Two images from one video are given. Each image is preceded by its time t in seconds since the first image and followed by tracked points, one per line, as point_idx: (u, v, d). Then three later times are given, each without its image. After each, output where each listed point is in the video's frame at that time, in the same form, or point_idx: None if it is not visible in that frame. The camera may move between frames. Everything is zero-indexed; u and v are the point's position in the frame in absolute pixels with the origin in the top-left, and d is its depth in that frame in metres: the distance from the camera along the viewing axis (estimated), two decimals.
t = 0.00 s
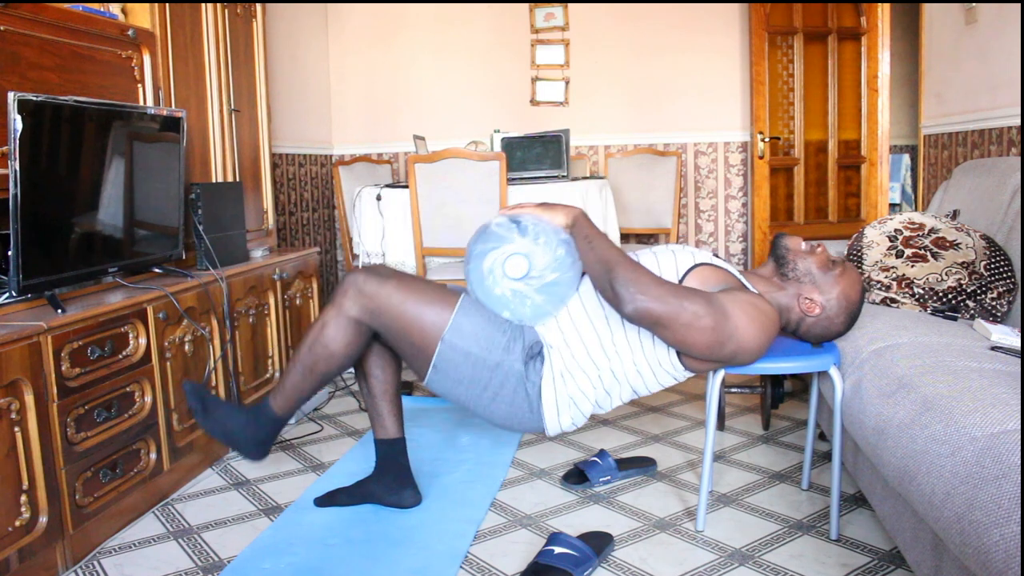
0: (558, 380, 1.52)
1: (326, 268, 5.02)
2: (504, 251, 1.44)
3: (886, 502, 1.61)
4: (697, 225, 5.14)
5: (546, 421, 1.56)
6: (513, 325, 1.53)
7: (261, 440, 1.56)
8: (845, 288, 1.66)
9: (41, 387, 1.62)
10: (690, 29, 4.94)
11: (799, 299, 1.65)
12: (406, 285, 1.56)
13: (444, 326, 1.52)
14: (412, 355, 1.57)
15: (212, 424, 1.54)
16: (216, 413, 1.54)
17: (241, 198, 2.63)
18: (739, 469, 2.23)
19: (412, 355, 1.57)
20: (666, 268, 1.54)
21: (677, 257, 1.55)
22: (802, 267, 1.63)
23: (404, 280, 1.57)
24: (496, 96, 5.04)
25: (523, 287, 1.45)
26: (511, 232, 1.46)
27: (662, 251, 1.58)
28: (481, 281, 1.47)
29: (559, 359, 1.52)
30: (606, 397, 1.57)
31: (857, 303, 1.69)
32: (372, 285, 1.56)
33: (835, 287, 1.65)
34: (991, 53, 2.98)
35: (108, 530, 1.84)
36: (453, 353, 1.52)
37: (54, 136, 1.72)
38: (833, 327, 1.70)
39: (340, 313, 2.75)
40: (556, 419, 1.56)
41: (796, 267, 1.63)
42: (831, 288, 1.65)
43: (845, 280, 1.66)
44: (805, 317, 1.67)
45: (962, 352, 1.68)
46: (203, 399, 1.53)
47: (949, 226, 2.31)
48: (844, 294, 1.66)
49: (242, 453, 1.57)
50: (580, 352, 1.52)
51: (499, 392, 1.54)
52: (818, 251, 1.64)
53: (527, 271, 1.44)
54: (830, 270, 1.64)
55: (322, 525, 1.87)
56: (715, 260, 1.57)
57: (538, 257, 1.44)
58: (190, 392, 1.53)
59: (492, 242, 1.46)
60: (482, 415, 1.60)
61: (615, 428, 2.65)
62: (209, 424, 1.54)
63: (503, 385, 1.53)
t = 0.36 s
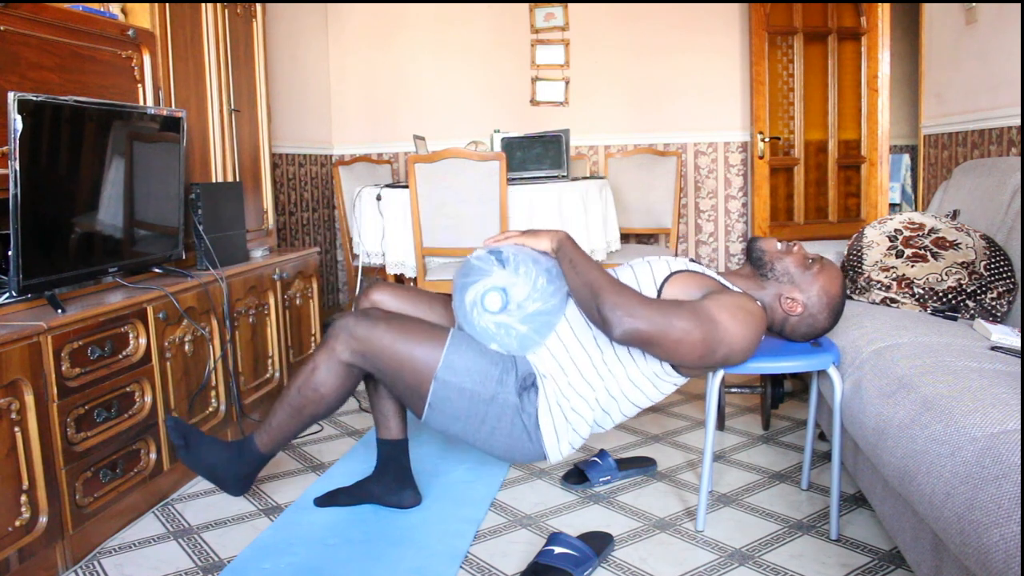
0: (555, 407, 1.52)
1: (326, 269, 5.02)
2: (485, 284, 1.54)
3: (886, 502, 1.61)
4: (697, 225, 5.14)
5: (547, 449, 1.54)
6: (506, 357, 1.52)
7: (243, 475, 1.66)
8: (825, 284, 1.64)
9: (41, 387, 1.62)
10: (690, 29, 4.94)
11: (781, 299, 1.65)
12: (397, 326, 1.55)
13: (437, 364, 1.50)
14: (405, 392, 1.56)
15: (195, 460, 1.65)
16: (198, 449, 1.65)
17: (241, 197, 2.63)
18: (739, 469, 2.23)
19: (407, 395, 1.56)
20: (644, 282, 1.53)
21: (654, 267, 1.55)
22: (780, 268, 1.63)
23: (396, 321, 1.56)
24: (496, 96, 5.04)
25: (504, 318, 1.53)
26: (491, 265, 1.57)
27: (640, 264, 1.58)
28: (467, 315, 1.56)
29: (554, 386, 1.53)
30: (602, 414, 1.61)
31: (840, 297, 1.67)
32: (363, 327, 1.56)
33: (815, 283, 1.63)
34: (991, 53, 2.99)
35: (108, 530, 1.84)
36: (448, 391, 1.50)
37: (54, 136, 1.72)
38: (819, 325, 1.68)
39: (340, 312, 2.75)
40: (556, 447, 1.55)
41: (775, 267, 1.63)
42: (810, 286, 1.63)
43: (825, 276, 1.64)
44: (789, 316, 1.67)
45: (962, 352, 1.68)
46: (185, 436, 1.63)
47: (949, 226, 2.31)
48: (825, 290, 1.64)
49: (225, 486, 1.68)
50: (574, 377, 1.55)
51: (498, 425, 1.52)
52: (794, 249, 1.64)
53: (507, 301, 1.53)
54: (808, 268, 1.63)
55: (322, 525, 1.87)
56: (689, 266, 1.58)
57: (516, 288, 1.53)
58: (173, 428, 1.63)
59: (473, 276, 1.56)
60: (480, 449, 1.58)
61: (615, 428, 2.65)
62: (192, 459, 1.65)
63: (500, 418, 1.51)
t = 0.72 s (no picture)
0: (563, 434, 1.60)
1: (326, 269, 5.02)
2: (487, 314, 1.59)
3: (886, 502, 1.61)
4: (697, 225, 5.14)
5: (559, 474, 1.61)
6: (514, 388, 1.60)
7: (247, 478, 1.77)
8: (823, 289, 1.64)
9: (41, 387, 1.62)
10: (690, 29, 4.94)
11: (778, 303, 1.64)
12: (409, 352, 1.61)
13: (447, 394, 1.57)
14: (418, 416, 1.64)
15: (203, 460, 1.74)
16: (206, 452, 1.74)
17: (241, 197, 2.63)
18: (739, 469, 2.23)
19: (417, 416, 1.63)
20: (638, 302, 1.50)
21: (645, 284, 1.52)
22: (778, 271, 1.62)
23: (409, 347, 1.63)
24: (496, 96, 5.04)
25: (506, 349, 1.58)
26: (494, 294, 1.59)
27: (632, 281, 1.55)
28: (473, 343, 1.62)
29: (562, 415, 1.60)
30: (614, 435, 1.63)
31: (838, 300, 1.67)
32: (377, 351, 1.62)
33: (813, 287, 1.63)
34: (991, 54, 2.99)
35: (108, 530, 1.84)
36: (459, 421, 1.58)
37: (54, 136, 1.72)
38: (815, 328, 1.69)
39: (339, 311, 2.75)
40: (566, 472, 1.62)
41: (773, 271, 1.62)
42: (809, 291, 1.63)
43: (823, 280, 1.63)
44: (786, 321, 1.66)
45: (962, 352, 1.68)
46: (190, 441, 1.71)
47: (949, 226, 2.31)
48: (823, 294, 1.64)
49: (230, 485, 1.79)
50: (581, 404, 1.60)
51: (509, 452, 1.60)
52: (791, 253, 1.63)
53: (508, 332, 1.57)
54: (806, 273, 1.62)
55: (322, 525, 1.87)
56: (683, 276, 1.54)
57: (516, 322, 1.56)
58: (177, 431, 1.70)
59: (477, 304, 1.61)
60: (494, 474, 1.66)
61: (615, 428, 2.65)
62: (197, 459, 1.74)
63: (511, 446, 1.59)
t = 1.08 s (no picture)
0: (557, 417, 1.50)
1: (326, 268, 5.02)
2: (487, 294, 1.49)
3: (886, 502, 1.61)
4: (697, 225, 5.14)
5: (549, 458, 1.53)
6: (509, 366, 1.49)
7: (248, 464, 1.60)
8: (828, 287, 1.63)
9: (41, 387, 1.62)
10: (690, 28, 4.94)
11: (783, 300, 1.62)
12: (403, 329, 1.50)
13: (442, 373, 1.46)
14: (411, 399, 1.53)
15: (201, 442, 1.58)
16: (206, 432, 1.58)
17: (241, 197, 2.63)
18: (739, 469, 2.23)
19: (413, 398, 1.52)
20: (644, 293, 1.49)
21: (653, 274, 1.50)
22: (785, 269, 1.61)
23: (404, 325, 1.51)
24: (496, 96, 5.04)
25: (505, 330, 1.48)
26: (495, 277, 1.51)
27: (636, 271, 1.53)
28: (468, 325, 1.51)
29: (556, 396, 1.51)
30: (605, 423, 1.55)
31: (843, 299, 1.66)
32: (370, 330, 1.51)
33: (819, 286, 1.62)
34: (991, 54, 2.98)
35: (108, 530, 1.84)
36: (452, 399, 1.47)
37: (54, 136, 1.72)
38: (821, 327, 1.67)
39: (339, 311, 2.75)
40: (558, 454, 1.53)
41: (779, 267, 1.61)
42: (814, 288, 1.62)
43: (828, 278, 1.63)
44: (791, 319, 1.64)
45: (962, 352, 1.68)
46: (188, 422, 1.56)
47: (949, 226, 2.31)
48: (828, 292, 1.63)
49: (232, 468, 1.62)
50: (576, 386, 1.51)
51: (500, 433, 1.50)
52: (798, 252, 1.62)
53: (509, 312, 1.48)
54: (811, 271, 1.61)
55: (322, 525, 1.87)
56: (690, 270, 1.53)
57: (518, 301, 1.48)
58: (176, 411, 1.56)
59: (474, 286, 1.52)
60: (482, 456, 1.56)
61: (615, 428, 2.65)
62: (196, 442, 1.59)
63: (503, 426, 1.50)
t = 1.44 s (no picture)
0: (555, 357, 1.45)
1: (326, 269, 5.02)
2: (519, 220, 1.36)
3: (886, 502, 1.61)
4: (697, 225, 5.13)
5: (536, 394, 1.50)
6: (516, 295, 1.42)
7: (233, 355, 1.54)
8: (844, 276, 1.64)
9: (41, 387, 1.62)
10: (690, 28, 4.94)
11: (802, 297, 1.63)
12: (415, 239, 1.46)
13: (447, 290, 1.42)
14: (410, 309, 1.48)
15: (185, 322, 1.52)
16: (193, 314, 1.53)
17: (241, 197, 2.63)
18: (739, 469, 2.23)
19: (408, 310, 1.49)
20: (677, 261, 1.47)
21: (690, 246, 1.49)
22: (798, 266, 1.62)
23: (417, 235, 1.46)
24: (496, 96, 5.04)
25: (532, 258, 1.37)
26: (529, 203, 1.38)
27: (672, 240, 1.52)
28: (491, 248, 1.39)
29: (558, 336, 1.44)
30: (599, 376, 1.49)
31: (860, 286, 1.68)
32: (381, 234, 1.46)
33: (835, 277, 1.64)
34: (991, 53, 2.98)
35: (108, 530, 1.84)
36: (452, 319, 1.43)
37: (54, 135, 1.72)
38: (843, 317, 1.68)
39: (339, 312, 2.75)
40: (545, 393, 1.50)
41: (791, 265, 1.62)
42: (830, 280, 1.63)
43: (844, 269, 1.64)
44: (812, 314, 1.65)
45: (962, 352, 1.68)
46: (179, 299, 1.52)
47: (949, 226, 2.31)
48: (845, 283, 1.65)
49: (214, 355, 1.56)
50: (580, 332, 1.44)
51: (494, 363, 1.47)
52: (809, 249, 1.63)
53: (540, 244, 1.36)
54: (825, 264, 1.63)
55: (322, 525, 1.87)
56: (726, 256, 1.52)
57: (552, 231, 1.36)
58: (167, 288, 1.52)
59: (505, 209, 1.38)
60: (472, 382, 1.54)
61: (615, 428, 2.65)
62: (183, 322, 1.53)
63: (498, 356, 1.45)
